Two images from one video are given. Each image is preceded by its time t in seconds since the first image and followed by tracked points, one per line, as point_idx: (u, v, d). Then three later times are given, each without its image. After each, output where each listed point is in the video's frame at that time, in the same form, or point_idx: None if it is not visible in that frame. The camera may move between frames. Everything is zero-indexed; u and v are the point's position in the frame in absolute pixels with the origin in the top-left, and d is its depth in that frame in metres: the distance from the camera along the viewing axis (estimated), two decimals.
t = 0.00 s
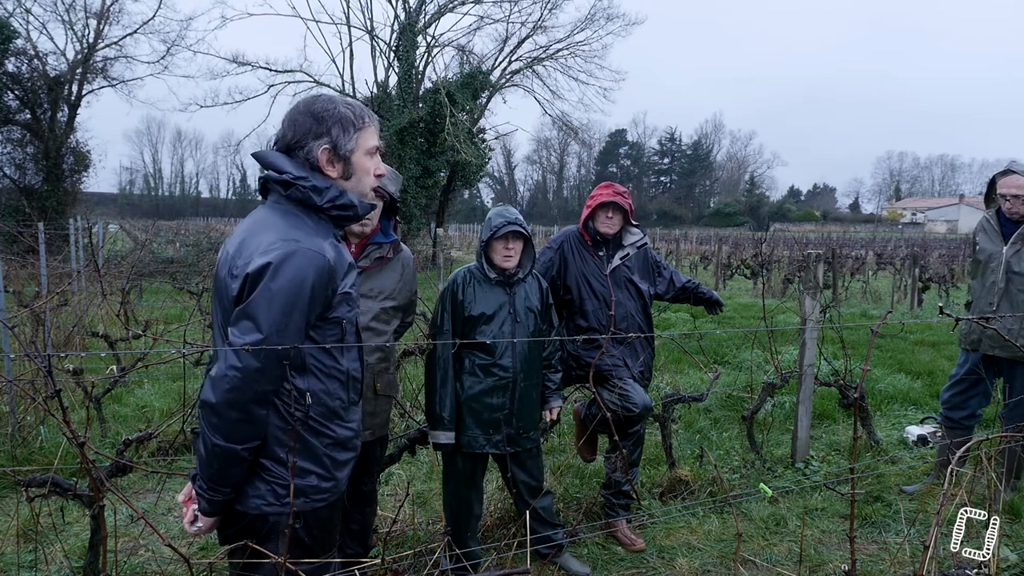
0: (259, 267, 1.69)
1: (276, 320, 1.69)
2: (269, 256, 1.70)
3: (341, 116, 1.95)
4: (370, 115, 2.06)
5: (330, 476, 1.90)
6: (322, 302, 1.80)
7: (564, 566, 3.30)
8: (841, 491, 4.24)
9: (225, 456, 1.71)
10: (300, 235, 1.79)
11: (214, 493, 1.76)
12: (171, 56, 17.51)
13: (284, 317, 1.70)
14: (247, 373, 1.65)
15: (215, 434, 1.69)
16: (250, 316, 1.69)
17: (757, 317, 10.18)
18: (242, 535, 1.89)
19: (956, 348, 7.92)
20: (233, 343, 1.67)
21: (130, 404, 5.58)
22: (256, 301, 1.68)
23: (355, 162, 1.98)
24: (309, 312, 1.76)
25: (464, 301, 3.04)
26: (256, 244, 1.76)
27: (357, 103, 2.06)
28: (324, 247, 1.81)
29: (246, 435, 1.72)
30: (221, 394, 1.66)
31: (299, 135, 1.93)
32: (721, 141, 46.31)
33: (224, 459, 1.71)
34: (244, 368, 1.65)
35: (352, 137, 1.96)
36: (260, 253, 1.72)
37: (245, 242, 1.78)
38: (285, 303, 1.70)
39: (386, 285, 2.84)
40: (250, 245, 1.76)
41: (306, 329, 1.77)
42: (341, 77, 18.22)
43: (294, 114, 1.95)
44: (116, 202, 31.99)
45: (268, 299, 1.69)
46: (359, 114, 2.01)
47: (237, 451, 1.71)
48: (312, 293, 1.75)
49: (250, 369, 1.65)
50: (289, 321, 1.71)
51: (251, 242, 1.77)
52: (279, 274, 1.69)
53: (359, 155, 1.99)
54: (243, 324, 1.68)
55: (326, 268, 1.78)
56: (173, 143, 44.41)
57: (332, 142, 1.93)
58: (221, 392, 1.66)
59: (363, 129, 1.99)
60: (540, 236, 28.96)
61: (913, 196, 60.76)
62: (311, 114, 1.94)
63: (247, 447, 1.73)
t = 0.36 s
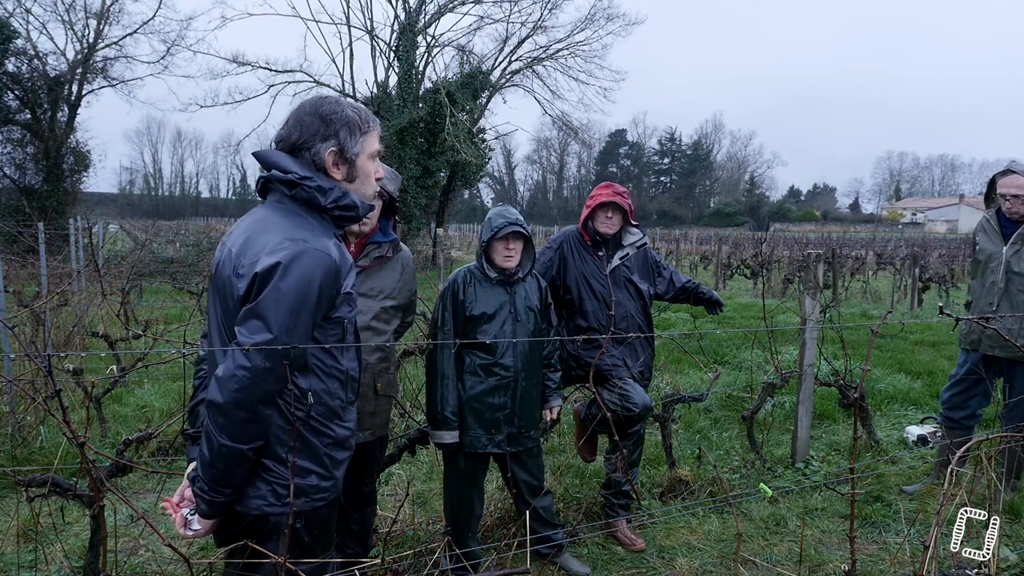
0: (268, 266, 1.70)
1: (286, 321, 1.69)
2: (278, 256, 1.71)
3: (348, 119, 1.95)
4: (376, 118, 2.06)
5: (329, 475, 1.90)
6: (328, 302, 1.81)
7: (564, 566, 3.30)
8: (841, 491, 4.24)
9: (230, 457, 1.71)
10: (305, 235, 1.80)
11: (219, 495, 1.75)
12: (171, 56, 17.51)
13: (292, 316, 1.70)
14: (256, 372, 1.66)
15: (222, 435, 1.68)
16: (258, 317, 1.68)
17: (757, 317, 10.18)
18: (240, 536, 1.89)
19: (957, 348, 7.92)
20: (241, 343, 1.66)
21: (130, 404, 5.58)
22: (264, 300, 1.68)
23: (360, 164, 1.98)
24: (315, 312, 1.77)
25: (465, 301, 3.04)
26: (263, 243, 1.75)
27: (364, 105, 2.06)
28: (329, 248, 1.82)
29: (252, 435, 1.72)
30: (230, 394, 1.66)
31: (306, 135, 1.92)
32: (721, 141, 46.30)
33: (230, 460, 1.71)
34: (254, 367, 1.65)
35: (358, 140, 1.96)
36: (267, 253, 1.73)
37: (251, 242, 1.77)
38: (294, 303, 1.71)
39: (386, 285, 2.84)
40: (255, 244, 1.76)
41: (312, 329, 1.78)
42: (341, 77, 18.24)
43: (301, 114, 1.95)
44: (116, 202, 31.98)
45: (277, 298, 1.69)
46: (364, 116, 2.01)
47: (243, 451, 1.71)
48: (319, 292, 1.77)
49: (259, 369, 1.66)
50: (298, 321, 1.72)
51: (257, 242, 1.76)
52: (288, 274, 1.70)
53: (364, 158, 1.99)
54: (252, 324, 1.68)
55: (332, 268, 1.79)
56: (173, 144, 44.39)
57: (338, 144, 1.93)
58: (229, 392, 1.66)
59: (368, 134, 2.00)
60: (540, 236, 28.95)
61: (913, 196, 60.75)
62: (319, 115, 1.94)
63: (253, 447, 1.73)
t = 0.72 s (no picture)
0: (263, 266, 1.69)
1: (280, 321, 1.69)
2: (273, 256, 1.71)
3: (343, 118, 1.95)
4: (372, 118, 2.06)
5: (325, 476, 1.90)
6: (323, 303, 1.80)
7: (564, 566, 3.30)
8: (841, 491, 4.24)
9: (225, 456, 1.71)
10: (301, 234, 1.80)
11: (214, 495, 1.75)
12: (171, 56, 17.53)
13: (287, 317, 1.70)
14: (251, 372, 1.66)
15: (216, 435, 1.69)
16: (253, 317, 1.68)
17: (757, 317, 10.19)
18: (235, 536, 1.89)
19: (957, 348, 7.92)
20: (235, 343, 1.67)
21: (130, 404, 5.57)
22: (259, 300, 1.68)
23: (355, 164, 1.98)
24: (311, 312, 1.77)
25: (467, 301, 3.03)
26: (258, 243, 1.75)
27: (360, 105, 2.05)
28: (326, 248, 1.82)
29: (247, 435, 1.72)
30: (224, 394, 1.66)
31: (301, 136, 1.93)
32: (721, 141, 46.29)
33: (225, 459, 1.71)
34: (248, 367, 1.65)
35: (354, 140, 1.96)
36: (263, 252, 1.73)
37: (247, 242, 1.77)
38: (289, 303, 1.71)
39: (385, 285, 2.84)
40: (251, 244, 1.76)
41: (308, 329, 1.77)
42: (341, 77, 18.30)
43: (296, 115, 1.95)
44: (116, 202, 31.99)
45: (272, 298, 1.69)
46: (361, 116, 2.01)
47: (238, 451, 1.71)
48: (315, 292, 1.76)
49: (253, 368, 1.66)
50: (293, 321, 1.72)
51: (252, 242, 1.76)
52: (283, 274, 1.70)
53: (360, 157, 1.99)
54: (246, 324, 1.67)
55: (328, 268, 1.79)
56: (173, 144, 44.42)
57: (333, 144, 1.93)
58: (223, 392, 1.66)
59: (364, 133, 1.99)
60: (540, 236, 28.96)
61: (913, 196, 60.75)
62: (314, 115, 1.94)
63: (248, 447, 1.73)
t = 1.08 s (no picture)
0: (242, 262, 1.70)
1: (258, 316, 1.69)
2: (252, 252, 1.71)
3: (325, 114, 1.95)
4: (360, 114, 2.05)
5: (313, 476, 1.89)
6: (307, 300, 1.79)
7: (564, 566, 3.30)
8: (841, 491, 4.24)
9: (204, 451, 1.71)
10: (284, 230, 1.79)
11: (196, 491, 1.76)
12: (170, 56, 17.52)
13: (265, 313, 1.70)
14: (227, 367, 1.65)
15: (195, 430, 1.70)
16: (232, 312, 1.69)
17: (757, 317, 10.19)
18: (223, 535, 1.90)
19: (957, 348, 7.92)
20: (212, 339, 1.67)
21: (131, 404, 5.58)
22: (237, 296, 1.68)
23: (341, 160, 1.97)
24: (293, 308, 1.76)
25: (468, 301, 3.03)
26: (242, 239, 1.76)
27: (347, 102, 2.05)
28: (310, 244, 1.81)
29: (226, 431, 1.72)
30: (200, 389, 1.66)
31: (286, 135, 1.95)
32: (720, 141, 46.32)
33: (204, 455, 1.72)
34: (224, 362, 1.65)
35: (338, 135, 1.95)
36: (244, 248, 1.73)
37: (232, 238, 1.78)
38: (267, 298, 1.70)
39: (385, 285, 2.84)
40: (236, 240, 1.77)
41: (290, 327, 1.76)
42: (341, 77, 18.32)
43: (282, 114, 1.97)
44: (116, 201, 32.00)
45: (250, 294, 1.69)
46: (348, 113, 2.00)
47: (216, 447, 1.71)
48: (296, 288, 1.75)
49: (229, 364, 1.66)
50: (272, 316, 1.71)
51: (237, 238, 1.77)
52: (261, 269, 1.69)
53: (347, 153, 1.98)
54: (224, 319, 1.68)
55: (311, 265, 1.78)
56: (173, 144, 44.42)
57: (316, 140, 1.93)
58: (200, 386, 1.67)
59: (351, 129, 1.98)
60: (540, 236, 28.97)
61: (913, 196, 60.76)
62: (297, 112, 1.95)
63: (228, 444, 1.74)
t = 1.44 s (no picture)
0: (206, 255, 1.74)
1: (214, 310, 1.71)
2: (217, 246, 1.74)
3: (301, 111, 1.92)
4: (344, 107, 1.97)
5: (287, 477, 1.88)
6: (271, 297, 1.79)
7: (564, 566, 3.30)
8: (841, 492, 4.24)
9: (170, 443, 1.76)
10: (255, 227, 1.81)
11: (171, 483, 1.82)
12: (171, 56, 17.52)
13: (222, 307, 1.71)
14: (184, 359, 1.69)
15: (159, 420, 1.74)
16: (194, 305, 1.73)
17: (757, 317, 10.19)
18: (206, 531, 1.93)
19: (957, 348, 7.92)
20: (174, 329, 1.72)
21: (131, 404, 5.58)
22: (198, 288, 1.72)
23: (318, 157, 1.92)
24: (254, 305, 1.76)
25: (467, 301, 3.03)
26: (216, 234, 1.80)
27: (333, 97, 1.99)
28: (278, 242, 1.81)
29: (190, 424, 1.76)
30: (159, 377, 1.71)
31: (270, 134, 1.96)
32: (721, 141, 46.32)
33: (170, 447, 1.76)
34: (182, 353, 1.69)
35: (312, 131, 1.91)
36: (214, 242, 1.77)
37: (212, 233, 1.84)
38: (225, 293, 1.72)
39: (385, 286, 2.84)
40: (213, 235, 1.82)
41: (253, 323, 1.77)
42: (341, 77, 18.29)
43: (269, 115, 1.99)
44: (116, 201, 31.99)
45: (208, 288, 1.71)
46: (328, 109, 1.94)
47: (179, 439, 1.75)
48: (256, 285, 1.75)
49: (187, 356, 1.69)
50: (230, 311, 1.72)
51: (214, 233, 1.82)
52: (221, 263, 1.72)
53: (324, 148, 1.92)
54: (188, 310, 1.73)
55: (274, 262, 1.77)
56: (173, 144, 44.44)
57: (289, 138, 1.91)
58: (161, 375, 1.71)
59: (327, 124, 1.92)
60: (540, 236, 28.98)
61: (913, 196, 60.75)
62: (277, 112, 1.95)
63: (194, 438, 1.77)
